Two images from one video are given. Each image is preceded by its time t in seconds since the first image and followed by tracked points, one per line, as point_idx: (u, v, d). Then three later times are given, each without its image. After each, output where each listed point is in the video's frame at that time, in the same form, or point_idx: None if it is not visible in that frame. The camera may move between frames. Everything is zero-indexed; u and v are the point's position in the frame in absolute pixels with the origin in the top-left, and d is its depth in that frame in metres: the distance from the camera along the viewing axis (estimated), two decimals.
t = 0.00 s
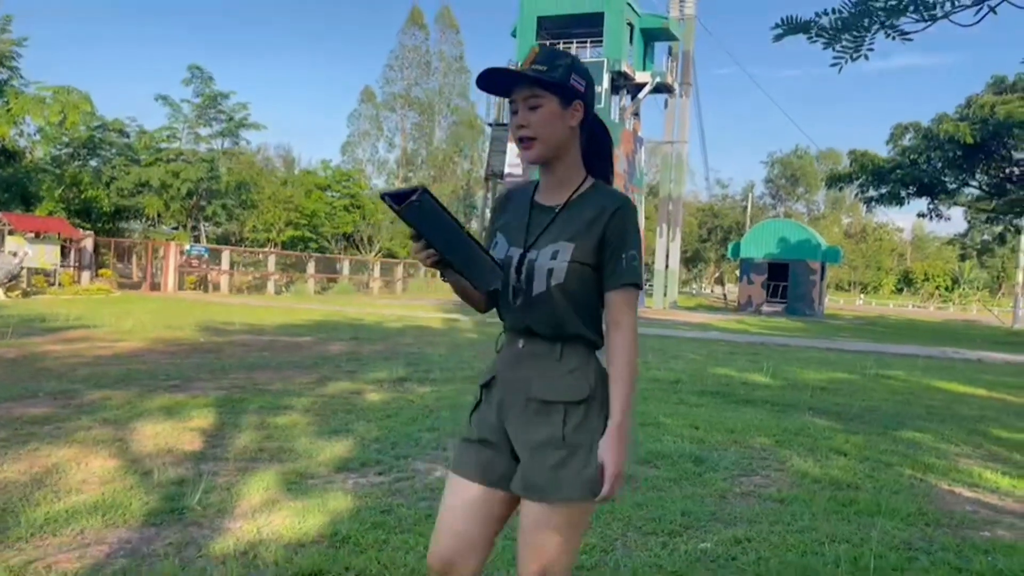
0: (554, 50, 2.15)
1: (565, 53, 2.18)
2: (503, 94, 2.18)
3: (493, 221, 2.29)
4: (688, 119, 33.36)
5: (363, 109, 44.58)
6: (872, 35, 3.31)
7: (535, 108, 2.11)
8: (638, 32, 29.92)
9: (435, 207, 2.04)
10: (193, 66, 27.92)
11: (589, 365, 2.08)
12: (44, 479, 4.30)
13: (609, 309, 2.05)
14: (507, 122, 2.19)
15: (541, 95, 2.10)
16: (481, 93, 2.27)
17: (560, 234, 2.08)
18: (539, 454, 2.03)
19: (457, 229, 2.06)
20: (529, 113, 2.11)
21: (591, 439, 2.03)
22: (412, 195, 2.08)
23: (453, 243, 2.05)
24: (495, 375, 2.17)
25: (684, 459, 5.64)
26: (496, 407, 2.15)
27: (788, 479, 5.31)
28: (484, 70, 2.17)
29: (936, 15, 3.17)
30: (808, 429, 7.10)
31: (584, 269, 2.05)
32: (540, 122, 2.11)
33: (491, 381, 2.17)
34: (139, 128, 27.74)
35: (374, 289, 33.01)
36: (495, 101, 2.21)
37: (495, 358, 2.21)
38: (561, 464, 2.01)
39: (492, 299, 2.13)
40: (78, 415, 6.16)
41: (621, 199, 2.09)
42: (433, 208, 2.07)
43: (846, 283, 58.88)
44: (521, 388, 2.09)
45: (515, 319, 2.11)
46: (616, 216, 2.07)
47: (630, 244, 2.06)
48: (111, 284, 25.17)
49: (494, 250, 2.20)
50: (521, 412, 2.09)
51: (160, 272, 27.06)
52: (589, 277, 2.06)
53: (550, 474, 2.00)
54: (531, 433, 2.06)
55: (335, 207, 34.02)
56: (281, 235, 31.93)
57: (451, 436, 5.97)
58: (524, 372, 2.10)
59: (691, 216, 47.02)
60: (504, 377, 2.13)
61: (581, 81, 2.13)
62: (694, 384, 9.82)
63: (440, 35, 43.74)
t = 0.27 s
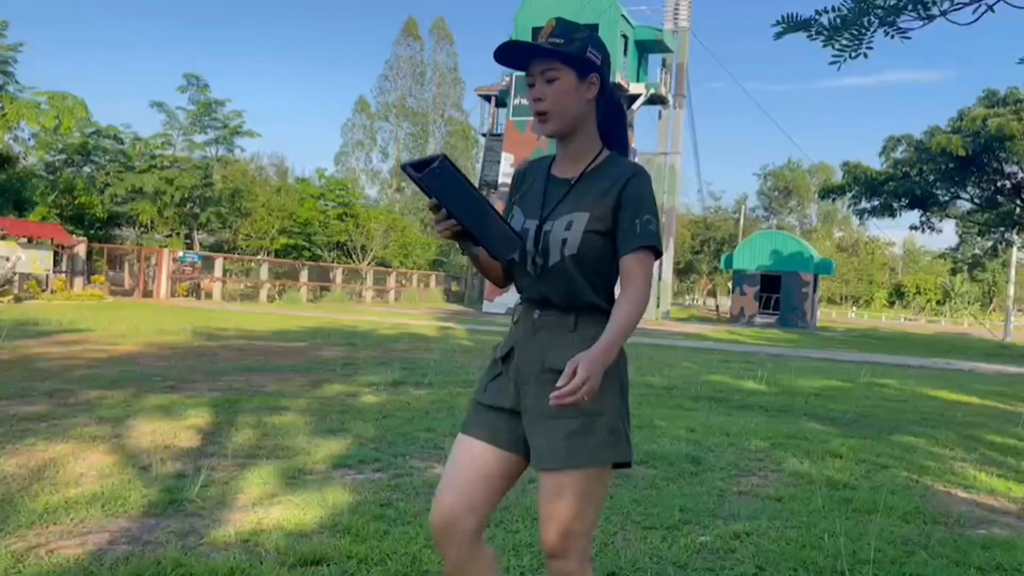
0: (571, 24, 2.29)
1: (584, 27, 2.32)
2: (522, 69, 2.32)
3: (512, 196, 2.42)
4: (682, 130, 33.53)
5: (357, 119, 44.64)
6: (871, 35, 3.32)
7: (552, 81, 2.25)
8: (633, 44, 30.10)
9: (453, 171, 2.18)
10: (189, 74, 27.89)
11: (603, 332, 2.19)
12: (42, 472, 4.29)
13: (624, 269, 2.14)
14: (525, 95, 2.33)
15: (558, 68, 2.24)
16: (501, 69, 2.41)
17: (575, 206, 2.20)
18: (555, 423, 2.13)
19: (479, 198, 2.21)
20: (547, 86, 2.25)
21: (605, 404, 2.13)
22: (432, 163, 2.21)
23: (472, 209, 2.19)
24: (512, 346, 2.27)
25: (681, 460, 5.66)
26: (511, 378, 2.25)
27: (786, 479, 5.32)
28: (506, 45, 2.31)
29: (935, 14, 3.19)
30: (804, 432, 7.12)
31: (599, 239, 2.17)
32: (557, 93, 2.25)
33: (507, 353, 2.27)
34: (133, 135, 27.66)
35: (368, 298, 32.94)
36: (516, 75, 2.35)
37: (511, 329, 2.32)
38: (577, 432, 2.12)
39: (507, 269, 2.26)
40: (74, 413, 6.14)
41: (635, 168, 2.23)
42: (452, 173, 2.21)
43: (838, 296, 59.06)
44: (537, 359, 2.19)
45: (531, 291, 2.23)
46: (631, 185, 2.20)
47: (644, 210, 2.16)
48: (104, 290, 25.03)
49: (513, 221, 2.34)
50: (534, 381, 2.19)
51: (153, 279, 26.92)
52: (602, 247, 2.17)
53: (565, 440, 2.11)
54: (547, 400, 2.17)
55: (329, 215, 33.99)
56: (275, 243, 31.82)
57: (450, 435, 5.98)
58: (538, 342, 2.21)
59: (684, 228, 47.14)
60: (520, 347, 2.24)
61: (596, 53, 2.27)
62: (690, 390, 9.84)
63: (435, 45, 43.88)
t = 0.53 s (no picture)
0: (574, 24, 2.34)
1: (586, 27, 2.37)
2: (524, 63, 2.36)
3: (509, 188, 2.48)
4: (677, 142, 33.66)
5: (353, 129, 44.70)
6: (869, 40, 3.36)
7: (553, 77, 2.29)
8: (629, 55, 30.24)
9: (457, 159, 2.21)
10: (187, 82, 27.95)
11: (591, 325, 2.24)
12: (39, 472, 4.28)
13: (619, 273, 2.21)
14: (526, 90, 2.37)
15: (559, 65, 2.29)
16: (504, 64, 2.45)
17: (566, 200, 2.26)
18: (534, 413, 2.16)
19: (480, 189, 2.24)
20: (547, 82, 2.29)
21: (588, 393, 2.18)
22: (435, 151, 2.25)
23: (471, 195, 2.22)
24: (505, 337, 2.33)
25: (677, 465, 5.66)
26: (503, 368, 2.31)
27: (782, 484, 5.34)
28: (509, 39, 2.34)
29: (932, 20, 3.24)
30: (800, 439, 7.14)
31: (588, 233, 2.23)
32: (557, 89, 2.29)
33: (500, 344, 2.33)
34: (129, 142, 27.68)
35: (362, 307, 32.88)
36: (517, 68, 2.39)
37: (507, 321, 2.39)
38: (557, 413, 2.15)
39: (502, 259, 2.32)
40: (70, 415, 6.14)
41: (628, 167, 2.28)
42: (453, 160, 2.24)
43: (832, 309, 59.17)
44: (526, 348, 2.26)
45: (522, 282, 2.30)
46: (623, 183, 2.24)
47: (635, 209, 2.22)
48: (98, 297, 25.01)
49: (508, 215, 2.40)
50: (524, 369, 2.25)
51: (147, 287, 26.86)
52: (591, 241, 2.23)
53: (542, 424, 2.12)
54: (531, 386, 2.22)
55: (324, 224, 34.00)
56: (270, 251, 31.74)
57: (446, 439, 5.99)
58: (528, 333, 2.28)
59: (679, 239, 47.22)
60: (511, 336, 2.31)
61: (598, 53, 2.31)
62: (685, 398, 9.86)
63: (432, 56, 44.05)
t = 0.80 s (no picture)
0: (575, 24, 2.43)
1: (587, 27, 2.46)
2: (526, 64, 2.44)
3: (515, 187, 2.58)
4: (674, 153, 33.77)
5: (351, 139, 44.80)
6: (867, 47, 3.41)
7: (556, 78, 2.39)
8: (626, 67, 30.39)
9: (465, 160, 2.28)
10: (185, 91, 27.98)
11: (598, 319, 2.35)
12: (40, 474, 4.30)
13: (635, 267, 2.37)
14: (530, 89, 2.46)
15: (561, 66, 2.39)
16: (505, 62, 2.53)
17: (576, 197, 2.36)
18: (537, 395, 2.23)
19: (484, 187, 2.31)
20: (550, 83, 2.40)
21: (595, 384, 2.29)
22: (441, 148, 2.31)
23: (482, 195, 2.29)
24: (513, 333, 2.41)
25: (674, 471, 5.69)
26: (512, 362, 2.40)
27: (779, 490, 5.35)
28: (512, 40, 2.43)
29: (928, 28, 3.30)
30: (797, 447, 7.16)
31: (598, 230, 2.33)
32: (560, 89, 2.40)
33: (508, 340, 2.41)
34: (127, 151, 27.65)
35: (359, 317, 32.85)
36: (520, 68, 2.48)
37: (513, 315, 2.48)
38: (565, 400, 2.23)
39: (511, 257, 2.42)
40: (69, 420, 6.15)
41: (636, 165, 2.39)
42: (461, 159, 2.31)
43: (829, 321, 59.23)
44: (535, 341, 2.34)
45: (532, 276, 2.39)
46: (631, 182, 2.36)
47: (645, 209, 2.35)
48: (95, 305, 24.96)
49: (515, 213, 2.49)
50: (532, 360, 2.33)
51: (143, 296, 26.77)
52: (600, 238, 2.34)
53: (551, 408, 2.21)
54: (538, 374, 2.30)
55: (322, 234, 34.02)
56: (267, 261, 31.67)
57: (445, 445, 6.03)
58: (536, 326, 2.36)
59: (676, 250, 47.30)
60: (518, 329, 2.39)
61: (599, 52, 2.41)
62: (683, 406, 9.88)
63: (430, 67, 44.21)
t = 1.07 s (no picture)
0: (586, 30, 2.44)
1: (599, 32, 2.46)
2: (538, 73, 2.47)
3: (531, 192, 2.59)
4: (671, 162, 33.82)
5: (349, 148, 44.87)
6: (865, 59, 3.43)
7: (566, 85, 2.41)
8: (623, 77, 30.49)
9: (468, 174, 2.40)
10: (184, 99, 28.01)
11: (614, 326, 2.33)
12: (39, 481, 4.29)
13: (639, 274, 2.29)
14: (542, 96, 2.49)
15: (571, 73, 2.40)
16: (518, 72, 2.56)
17: (590, 201, 2.36)
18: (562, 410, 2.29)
19: (491, 199, 2.44)
20: (561, 90, 2.41)
21: (615, 391, 2.29)
22: (447, 163, 2.43)
23: (485, 209, 2.43)
24: (525, 334, 2.42)
25: (673, 479, 5.69)
26: (524, 366, 2.40)
27: (777, 499, 5.36)
28: (523, 51, 2.47)
29: (925, 40, 3.32)
30: (795, 456, 7.17)
31: (612, 235, 2.32)
32: (569, 96, 2.41)
33: (519, 341, 2.42)
34: (125, 159, 27.66)
35: (356, 325, 32.85)
36: (534, 77, 2.51)
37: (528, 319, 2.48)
38: (586, 416, 2.27)
39: (525, 263, 2.44)
40: (68, 428, 6.14)
41: (651, 169, 2.37)
42: (467, 173, 2.43)
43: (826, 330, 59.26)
44: (550, 346, 2.35)
45: (547, 281, 2.39)
46: (646, 185, 2.34)
47: (658, 212, 2.30)
48: (92, 313, 24.95)
49: (531, 217, 2.51)
50: (550, 367, 2.35)
51: (141, 304, 26.73)
52: (616, 243, 2.32)
53: (575, 425, 2.26)
54: (558, 384, 2.32)
55: (320, 242, 34.04)
56: (265, 268, 31.61)
57: (444, 453, 6.03)
58: (552, 330, 2.36)
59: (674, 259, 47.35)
60: (533, 332, 2.40)
61: (610, 56, 2.41)
62: (682, 415, 9.88)
63: (428, 76, 44.33)
